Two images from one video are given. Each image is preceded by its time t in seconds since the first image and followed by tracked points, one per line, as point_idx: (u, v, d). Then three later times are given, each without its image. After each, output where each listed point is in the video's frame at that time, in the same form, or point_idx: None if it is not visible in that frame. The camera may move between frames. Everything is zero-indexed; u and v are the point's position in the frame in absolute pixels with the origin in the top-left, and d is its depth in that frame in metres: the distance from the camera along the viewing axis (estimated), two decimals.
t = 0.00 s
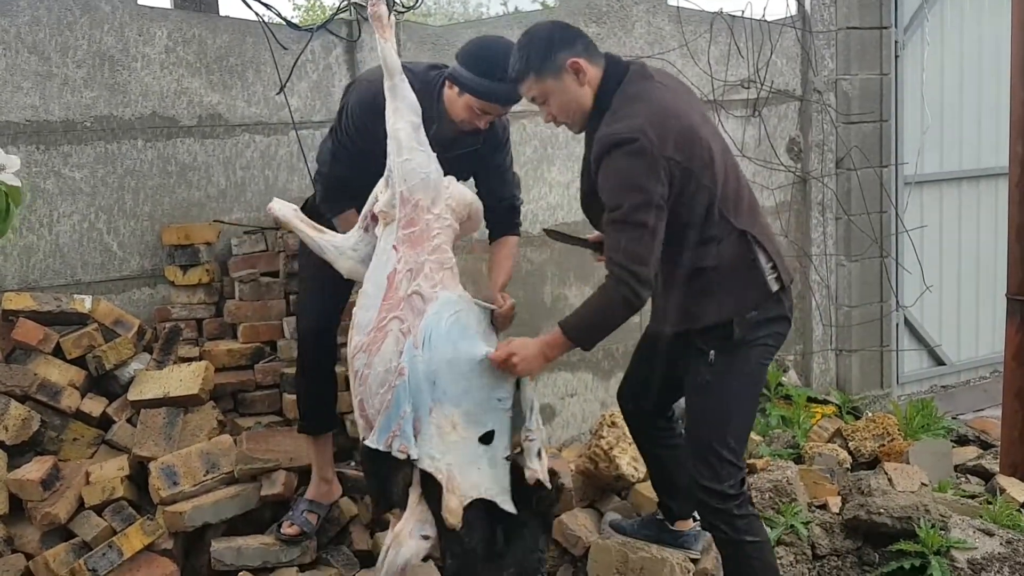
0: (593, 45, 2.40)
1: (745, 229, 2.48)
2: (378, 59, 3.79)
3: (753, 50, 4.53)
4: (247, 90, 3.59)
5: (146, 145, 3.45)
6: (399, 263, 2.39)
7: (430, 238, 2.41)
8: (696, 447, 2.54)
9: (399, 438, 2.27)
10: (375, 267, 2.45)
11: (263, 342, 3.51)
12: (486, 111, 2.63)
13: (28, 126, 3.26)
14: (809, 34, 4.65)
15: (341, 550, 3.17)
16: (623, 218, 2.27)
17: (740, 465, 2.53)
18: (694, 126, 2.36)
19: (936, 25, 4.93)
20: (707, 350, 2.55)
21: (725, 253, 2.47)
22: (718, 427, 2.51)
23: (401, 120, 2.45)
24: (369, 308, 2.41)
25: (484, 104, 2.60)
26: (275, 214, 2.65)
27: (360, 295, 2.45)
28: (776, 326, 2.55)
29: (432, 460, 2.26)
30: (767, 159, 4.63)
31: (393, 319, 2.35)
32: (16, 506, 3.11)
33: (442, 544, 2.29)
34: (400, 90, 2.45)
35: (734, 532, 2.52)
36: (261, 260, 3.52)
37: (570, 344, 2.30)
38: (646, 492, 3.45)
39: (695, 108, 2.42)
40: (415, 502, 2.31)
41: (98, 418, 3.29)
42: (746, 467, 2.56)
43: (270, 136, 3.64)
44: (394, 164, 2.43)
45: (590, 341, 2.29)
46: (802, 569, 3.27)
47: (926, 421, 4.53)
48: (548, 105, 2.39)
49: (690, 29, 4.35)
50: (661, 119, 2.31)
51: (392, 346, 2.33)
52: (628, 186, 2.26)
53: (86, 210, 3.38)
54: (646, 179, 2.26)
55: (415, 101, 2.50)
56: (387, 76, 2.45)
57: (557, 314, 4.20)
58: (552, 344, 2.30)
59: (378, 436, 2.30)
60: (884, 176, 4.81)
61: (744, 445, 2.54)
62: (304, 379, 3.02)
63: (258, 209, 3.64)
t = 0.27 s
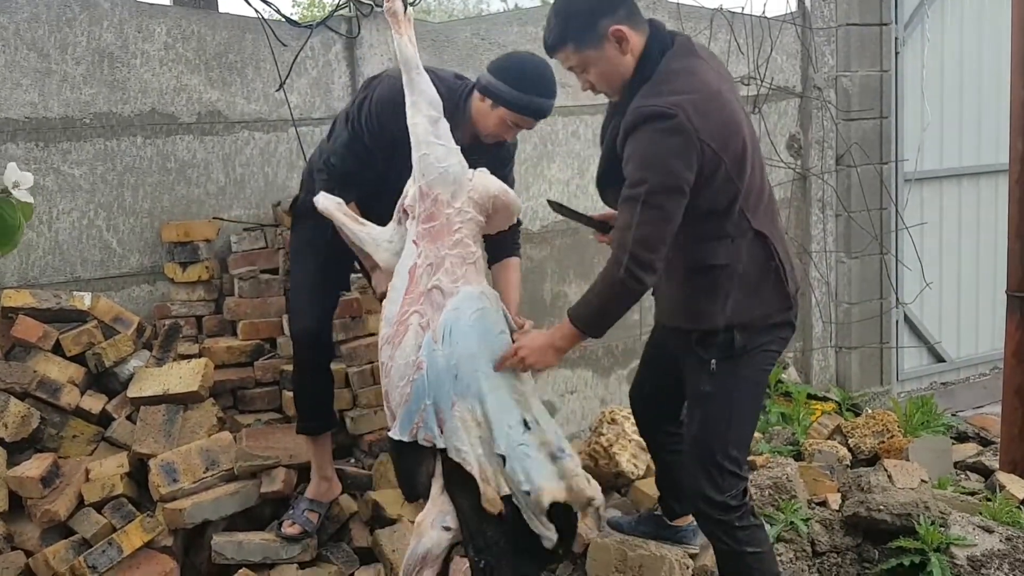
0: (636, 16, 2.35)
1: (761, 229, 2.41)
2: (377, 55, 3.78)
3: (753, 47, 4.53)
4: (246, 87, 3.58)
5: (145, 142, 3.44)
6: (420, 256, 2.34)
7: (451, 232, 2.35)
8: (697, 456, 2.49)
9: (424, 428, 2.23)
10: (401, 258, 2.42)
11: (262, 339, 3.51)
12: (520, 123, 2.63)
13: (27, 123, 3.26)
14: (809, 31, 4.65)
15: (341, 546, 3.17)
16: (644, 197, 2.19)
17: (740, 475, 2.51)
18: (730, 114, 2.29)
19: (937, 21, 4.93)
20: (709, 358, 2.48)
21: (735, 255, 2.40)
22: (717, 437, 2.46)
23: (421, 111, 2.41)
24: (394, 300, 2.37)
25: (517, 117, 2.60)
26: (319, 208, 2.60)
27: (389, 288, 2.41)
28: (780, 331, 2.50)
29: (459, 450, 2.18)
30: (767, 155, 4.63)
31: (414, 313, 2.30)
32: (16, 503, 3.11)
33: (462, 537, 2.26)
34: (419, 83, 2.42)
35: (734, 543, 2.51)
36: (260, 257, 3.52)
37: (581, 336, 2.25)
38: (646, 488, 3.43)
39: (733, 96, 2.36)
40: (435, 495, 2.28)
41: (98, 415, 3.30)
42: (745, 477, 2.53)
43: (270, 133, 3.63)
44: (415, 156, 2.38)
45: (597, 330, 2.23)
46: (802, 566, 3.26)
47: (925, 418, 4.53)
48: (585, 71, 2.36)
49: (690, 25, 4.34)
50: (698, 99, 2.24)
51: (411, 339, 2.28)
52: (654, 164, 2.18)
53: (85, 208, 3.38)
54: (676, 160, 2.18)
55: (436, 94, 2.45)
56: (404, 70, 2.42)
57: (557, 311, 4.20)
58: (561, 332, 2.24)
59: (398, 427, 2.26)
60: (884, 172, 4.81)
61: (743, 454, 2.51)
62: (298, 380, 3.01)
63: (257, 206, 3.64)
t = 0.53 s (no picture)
0: (635, 27, 2.35)
1: (770, 236, 2.41)
2: (376, 53, 3.78)
3: (754, 45, 4.53)
4: (246, 85, 3.58)
5: (145, 140, 3.44)
6: (422, 254, 2.32)
7: (452, 230, 2.32)
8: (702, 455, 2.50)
9: (417, 430, 2.22)
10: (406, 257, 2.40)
11: (262, 338, 3.51)
12: (534, 143, 2.61)
13: (26, 121, 3.26)
14: (809, 29, 4.65)
15: (341, 545, 3.17)
16: (643, 220, 2.20)
17: (743, 476, 2.50)
18: (734, 128, 2.28)
19: (937, 19, 4.93)
20: (711, 357, 2.51)
21: (743, 262, 2.40)
22: (722, 437, 2.48)
23: (422, 108, 2.34)
24: (397, 299, 2.36)
25: (533, 137, 2.59)
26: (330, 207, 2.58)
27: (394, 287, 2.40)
28: (786, 333, 2.52)
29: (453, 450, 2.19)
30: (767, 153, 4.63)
31: (414, 313, 2.29)
32: (16, 502, 3.11)
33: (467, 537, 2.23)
34: (420, 82, 2.34)
35: (734, 544, 2.50)
36: (260, 256, 3.52)
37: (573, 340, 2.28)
38: (646, 488, 3.46)
39: (738, 109, 2.34)
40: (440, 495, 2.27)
41: (98, 414, 3.29)
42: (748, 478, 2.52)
43: (269, 131, 3.63)
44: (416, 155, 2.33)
45: (591, 335, 2.26)
46: (802, 565, 3.25)
47: (925, 416, 4.53)
48: (586, 87, 2.37)
49: (690, 23, 4.34)
50: (698, 119, 2.23)
51: (413, 338, 2.27)
52: (653, 188, 2.19)
53: (84, 206, 3.38)
54: (676, 184, 2.19)
55: (439, 90, 2.37)
56: (406, 69, 2.35)
57: (557, 310, 4.20)
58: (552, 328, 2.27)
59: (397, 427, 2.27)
60: (884, 171, 4.81)
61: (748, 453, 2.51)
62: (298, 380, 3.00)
63: (257, 205, 3.64)
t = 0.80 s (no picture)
0: (614, 42, 2.38)
1: (767, 232, 2.42)
2: (376, 50, 3.77)
3: (753, 42, 4.52)
4: (245, 83, 3.58)
5: (145, 138, 3.44)
6: (404, 257, 2.27)
7: (434, 230, 2.27)
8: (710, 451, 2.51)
9: (395, 430, 2.20)
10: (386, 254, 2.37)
11: (262, 335, 3.51)
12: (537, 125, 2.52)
13: (26, 119, 3.26)
14: (810, 27, 4.64)
15: (341, 542, 3.18)
16: (629, 229, 2.23)
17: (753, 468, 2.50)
18: (716, 136, 2.31)
19: (937, 17, 4.92)
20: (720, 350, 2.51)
21: (745, 259, 2.41)
22: (729, 433, 2.48)
23: (406, 108, 2.26)
24: (377, 299, 2.31)
25: (533, 119, 2.46)
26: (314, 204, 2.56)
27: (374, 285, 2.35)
28: (792, 326, 2.52)
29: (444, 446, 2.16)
30: (767, 151, 4.63)
31: (393, 313, 2.24)
32: (16, 499, 3.11)
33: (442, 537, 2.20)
34: (405, 80, 2.27)
35: (745, 535, 2.50)
36: (260, 254, 3.52)
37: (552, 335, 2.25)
38: (645, 484, 3.46)
39: (721, 115, 2.37)
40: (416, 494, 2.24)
41: (98, 411, 3.29)
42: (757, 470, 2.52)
43: (269, 129, 3.63)
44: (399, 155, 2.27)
45: (569, 338, 2.27)
46: (802, 562, 3.26)
47: (925, 414, 4.54)
48: (567, 102, 2.40)
49: (690, 21, 4.34)
50: (679, 129, 2.26)
51: (390, 340, 2.23)
52: (638, 199, 2.21)
53: (84, 204, 3.38)
54: (661, 194, 2.21)
55: (423, 89, 2.30)
56: (392, 66, 2.27)
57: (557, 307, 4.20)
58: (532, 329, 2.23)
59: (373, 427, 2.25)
60: (884, 168, 4.80)
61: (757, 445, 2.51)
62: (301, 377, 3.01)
63: (257, 202, 3.64)
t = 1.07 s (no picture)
0: (598, 46, 2.35)
1: (756, 229, 2.42)
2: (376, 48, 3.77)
3: (754, 40, 4.52)
4: (246, 81, 3.57)
5: (145, 137, 3.44)
6: (375, 256, 2.24)
7: (406, 233, 2.27)
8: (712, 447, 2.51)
9: (359, 434, 2.13)
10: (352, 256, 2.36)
11: (262, 334, 3.50)
12: (518, 111, 2.66)
13: (26, 118, 3.26)
14: (810, 25, 4.64)
15: (341, 541, 3.18)
16: (602, 232, 2.26)
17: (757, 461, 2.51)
18: (693, 140, 2.32)
19: (937, 15, 4.91)
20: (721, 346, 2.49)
21: (736, 258, 2.42)
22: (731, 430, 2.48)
23: (385, 109, 2.28)
24: (341, 299, 2.26)
25: (515, 105, 2.64)
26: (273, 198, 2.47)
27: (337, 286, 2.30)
28: (789, 318, 2.53)
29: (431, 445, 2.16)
30: (768, 150, 4.63)
31: (361, 314, 2.20)
32: (16, 498, 3.11)
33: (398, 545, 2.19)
34: (386, 81, 2.29)
35: (749, 530, 2.50)
36: (260, 253, 3.51)
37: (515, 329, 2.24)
38: (645, 483, 3.47)
39: (700, 119, 2.37)
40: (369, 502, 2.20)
41: (98, 410, 3.29)
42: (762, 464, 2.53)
43: (269, 128, 3.63)
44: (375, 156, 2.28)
45: (531, 338, 2.25)
46: (802, 560, 3.26)
47: (926, 412, 4.54)
48: (547, 104, 2.37)
49: (691, 19, 4.34)
50: (655, 135, 2.28)
51: (358, 339, 2.18)
52: (611, 203, 2.24)
53: (85, 203, 3.38)
54: (634, 198, 2.23)
55: (402, 91, 2.33)
56: (373, 66, 2.30)
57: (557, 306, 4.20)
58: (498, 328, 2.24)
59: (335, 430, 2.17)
60: (885, 167, 4.80)
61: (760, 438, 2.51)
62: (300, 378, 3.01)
63: (258, 201, 3.64)
